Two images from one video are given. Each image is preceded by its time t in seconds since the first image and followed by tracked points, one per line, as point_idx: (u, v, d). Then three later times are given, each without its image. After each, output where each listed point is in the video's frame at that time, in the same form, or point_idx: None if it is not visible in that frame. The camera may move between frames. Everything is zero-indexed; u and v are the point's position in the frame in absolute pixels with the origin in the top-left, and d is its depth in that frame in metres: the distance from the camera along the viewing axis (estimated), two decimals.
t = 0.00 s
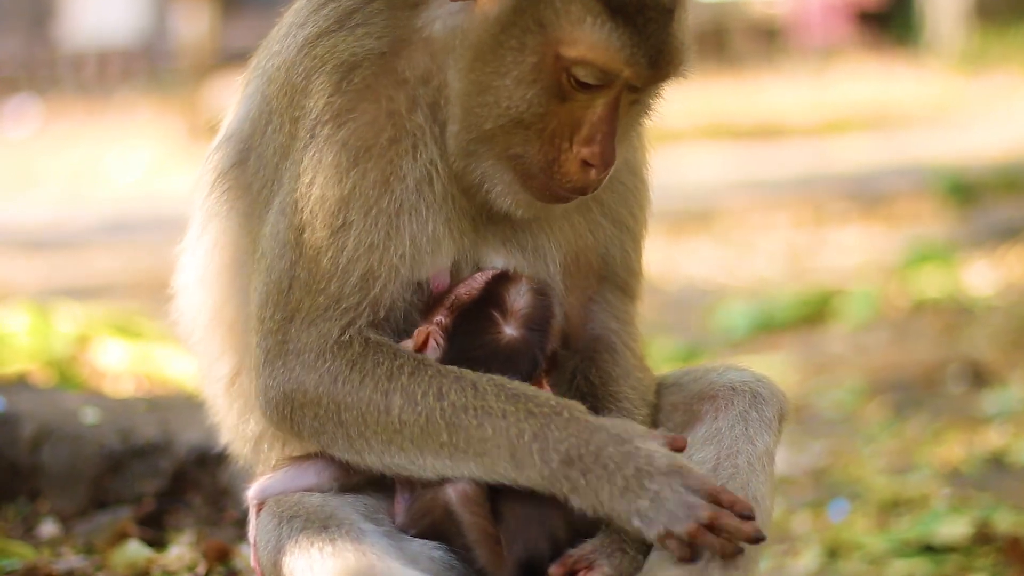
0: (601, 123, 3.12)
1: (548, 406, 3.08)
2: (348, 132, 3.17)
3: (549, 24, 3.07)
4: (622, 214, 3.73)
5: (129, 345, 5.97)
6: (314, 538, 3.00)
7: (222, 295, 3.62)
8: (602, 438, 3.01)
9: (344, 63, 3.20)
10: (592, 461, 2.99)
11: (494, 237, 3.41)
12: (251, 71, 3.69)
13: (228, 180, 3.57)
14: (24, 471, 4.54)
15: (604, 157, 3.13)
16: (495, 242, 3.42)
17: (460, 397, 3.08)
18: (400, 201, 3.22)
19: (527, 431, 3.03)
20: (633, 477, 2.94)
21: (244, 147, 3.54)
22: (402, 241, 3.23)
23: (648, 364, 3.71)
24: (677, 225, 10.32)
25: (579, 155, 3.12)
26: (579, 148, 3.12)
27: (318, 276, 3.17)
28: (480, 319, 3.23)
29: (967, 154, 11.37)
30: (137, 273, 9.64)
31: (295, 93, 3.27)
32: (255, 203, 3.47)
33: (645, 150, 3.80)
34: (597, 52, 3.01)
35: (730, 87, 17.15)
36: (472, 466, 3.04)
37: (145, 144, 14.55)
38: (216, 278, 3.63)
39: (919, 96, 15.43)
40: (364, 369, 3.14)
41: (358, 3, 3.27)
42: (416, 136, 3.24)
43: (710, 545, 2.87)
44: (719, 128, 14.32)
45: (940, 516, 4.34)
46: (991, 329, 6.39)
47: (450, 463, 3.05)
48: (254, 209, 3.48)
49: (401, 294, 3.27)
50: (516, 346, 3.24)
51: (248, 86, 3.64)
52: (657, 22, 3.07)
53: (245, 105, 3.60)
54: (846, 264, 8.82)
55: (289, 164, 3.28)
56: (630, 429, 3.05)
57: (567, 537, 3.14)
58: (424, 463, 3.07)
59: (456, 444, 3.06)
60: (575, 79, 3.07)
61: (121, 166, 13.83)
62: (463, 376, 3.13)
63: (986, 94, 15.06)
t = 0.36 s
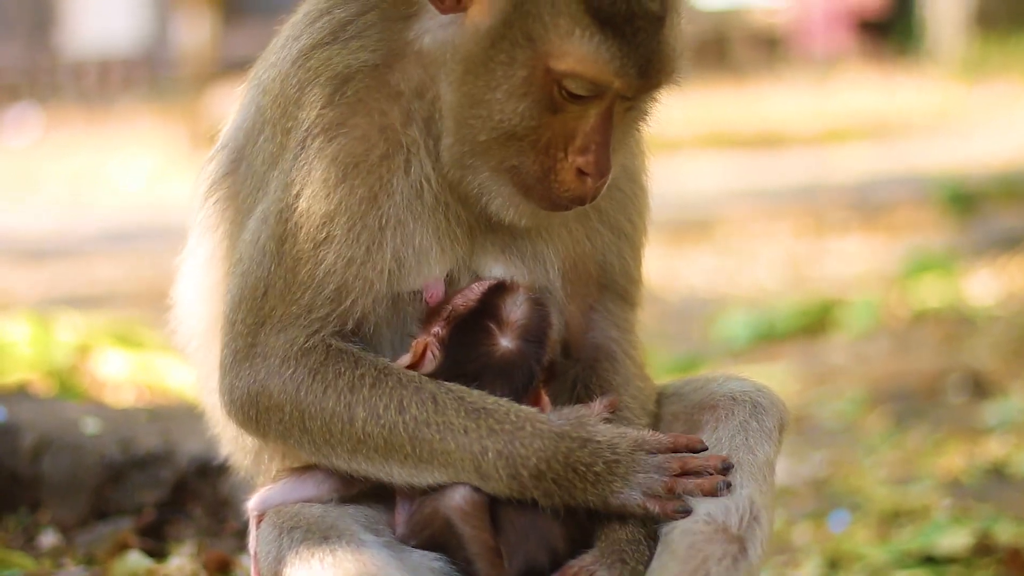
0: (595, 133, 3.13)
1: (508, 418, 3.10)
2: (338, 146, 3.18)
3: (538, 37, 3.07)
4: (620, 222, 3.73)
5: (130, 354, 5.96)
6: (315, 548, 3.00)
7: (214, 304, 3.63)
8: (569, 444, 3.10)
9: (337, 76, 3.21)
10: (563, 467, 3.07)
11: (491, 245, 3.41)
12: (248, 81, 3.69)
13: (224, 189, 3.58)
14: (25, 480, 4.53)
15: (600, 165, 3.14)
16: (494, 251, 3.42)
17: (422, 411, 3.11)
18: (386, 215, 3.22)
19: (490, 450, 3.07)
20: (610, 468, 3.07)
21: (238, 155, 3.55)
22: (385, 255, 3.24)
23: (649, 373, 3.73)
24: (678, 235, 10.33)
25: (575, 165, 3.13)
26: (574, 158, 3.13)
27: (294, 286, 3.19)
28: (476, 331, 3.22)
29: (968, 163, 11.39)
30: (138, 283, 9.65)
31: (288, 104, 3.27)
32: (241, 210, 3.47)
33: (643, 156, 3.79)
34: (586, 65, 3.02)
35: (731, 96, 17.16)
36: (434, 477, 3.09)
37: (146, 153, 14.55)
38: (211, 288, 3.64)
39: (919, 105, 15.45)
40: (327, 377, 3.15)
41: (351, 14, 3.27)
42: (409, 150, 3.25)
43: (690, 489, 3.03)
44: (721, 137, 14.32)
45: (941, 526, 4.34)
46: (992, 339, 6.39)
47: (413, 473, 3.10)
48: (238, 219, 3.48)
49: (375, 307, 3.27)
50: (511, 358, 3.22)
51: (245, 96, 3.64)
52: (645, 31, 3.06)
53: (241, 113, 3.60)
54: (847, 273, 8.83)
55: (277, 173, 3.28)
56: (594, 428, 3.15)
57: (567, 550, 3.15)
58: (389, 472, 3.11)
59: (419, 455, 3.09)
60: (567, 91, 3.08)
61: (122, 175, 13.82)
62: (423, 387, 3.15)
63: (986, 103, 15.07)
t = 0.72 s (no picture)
0: (603, 225, 3.16)
1: (505, 502, 3.17)
2: (344, 240, 3.24)
3: (547, 132, 3.12)
4: (627, 309, 3.78)
5: (131, 440, 5.97)
6: None
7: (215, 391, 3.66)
8: (565, 528, 3.17)
9: (345, 168, 3.28)
10: (561, 552, 3.15)
11: (497, 335, 3.47)
12: (254, 167, 3.77)
13: (228, 277, 3.63)
14: (27, 566, 4.43)
15: (607, 258, 3.18)
16: (500, 340, 3.48)
17: (419, 497, 3.15)
18: (391, 308, 3.28)
19: (488, 533, 3.13)
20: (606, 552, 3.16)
21: (243, 242, 3.60)
22: (388, 347, 3.29)
23: (653, 461, 3.81)
24: (681, 319, 10.38)
25: (582, 258, 3.17)
26: (581, 251, 3.17)
27: (297, 376, 3.24)
28: (475, 421, 3.30)
29: (970, 247, 11.43)
30: (141, 366, 9.69)
31: (296, 196, 3.34)
32: (244, 296, 3.51)
33: (649, 244, 3.83)
34: (596, 161, 3.06)
35: (732, 181, 17.32)
36: (433, 562, 3.14)
37: (150, 237, 14.65)
38: (213, 376, 3.67)
39: (920, 189, 15.55)
40: (326, 463, 3.19)
41: (358, 106, 3.34)
42: (415, 243, 3.30)
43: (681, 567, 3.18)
44: (723, 221, 14.43)
45: None
46: (994, 424, 6.39)
47: (412, 558, 3.14)
48: (238, 307, 3.54)
49: (378, 397, 3.33)
50: (508, 449, 3.31)
51: (250, 183, 3.70)
52: (653, 124, 3.09)
53: (247, 199, 3.65)
54: (849, 358, 8.85)
55: (282, 263, 3.33)
56: (591, 510, 3.23)
57: None
58: (387, 559, 3.15)
59: (418, 541, 3.13)
60: (575, 184, 3.12)
61: (125, 259, 13.88)
62: (422, 473, 3.20)
63: (987, 186, 15.15)
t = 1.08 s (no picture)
0: (602, 282, 3.21)
1: (538, 565, 3.17)
2: (348, 282, 3.25)
3: (548, 191, 3.15)
4: (627, 364, 3.82)
5: (134, 493, 5.96)
6: None
7: (223, 445, 3.68)
8: None
9: (345, 211, 3.30)
10: None
11: (498, 387, 3.51)
12: (258, 222, 3.82)
13: (235, 330, 3.68)
14: None
15: (606, 314, 3.22)
16: (502, 391, 3.52)
17: (450, 559, 3.16)
18: (397, 353, 3.28)
19: None
20: None
21: (251, 296, 3.65)
22: (396, 394, 3.29)
23: (656, 515, 3.85)
24: (684, 373, 10.40)
25: (582, 312, 3.21)
26: (581, 306, 3.21)
27: (312, 426, 3.23)
28: (500, 474, 3.42)
29: (974, 300, 11.47)
30: (146, 420, 9.68)
31: (297, 242, 3.38)
32: (255, 351, 3.56)
33: (650, 300, 3.88)
34: (595, 220, 3.11)
35: (734, 235, 17.41)
36: None
37: (154, 289, 14.70)
38: (219, 430, 3.70)
39: (923, 242, 15.59)
40: (350, 524, 3.19)
41: (359, 153, 3.39)
42: (418, 289, 3.31)
43: None
44: (726, 274, 14.49)
45: None
46: (997, 477, 6.38)
47: None
48: (251, 361, 3.58)
49: (392, 446, 3.33)
50: (534, 500, 3.42)
51: (255, 237, 3.75)
52: (653, 183, 3.15)
53: (251, 256, 3.71)
54: (852, 411, 8.85)
55: (288, 313, 3.36)
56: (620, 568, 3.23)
57: None
58: None
59: None
60: (575, 243, 3.16)
61: (128, 312, 13.91)
62: (450, 535, 3.20)
63: (989, 239, 15.20)
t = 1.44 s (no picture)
0: (609, 311, 3.25)
1: None
2: (354, 315, 3.26)
3: (557, 221, 3.19)
4: (629, 391, 3.85)
5: (134, 518, 5.97)
6: None
7: (223, 473, 3.70)
8: None
9: (351, 243, 3.32)
10: None
11: (501, 415, 3.54)
12: (261, 251, 3.84)
13: (238, 360, 3.69)
14: None
15: (613, 342, 3.27)
16: (503, 419, 3.54)
17: None
18: (402, 385, 3.30)
19: None
20: None
21: (253, 325, 3.67)
22: (401, 425, 3.31)
23: (657, 539, 3.86)
24: (685, 398, 10.40)
25: (590, 342, 3.25)
26: (589, 336, 3.25)
27: (314, 456, 3.24)
28: (491, 501, 3.45)
29: (975, 325, 11.47)
30: (147, 445, 9.69)
31: (303, 275, 3.38)
32: (257, 380, 3.57)
33: (653, 326, 3.92)
34: (606, 251, 3.14)
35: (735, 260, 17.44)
36: None
37: (155, 314, 14.73)
38: (221, 459, 3.71)
39: (923, 268, 15.61)
40: (344, 554, 3.19)
41: (364, 185, 3.41)
42: (426, 321, 3.34)
43: None
44: (726, 300, 14.51)
45: None
46: (999, 501, 6.38)
47: None
48: (253, 389, 3.58)
49: (391, 477, 3.33)
50: (525, 528, 3.46)
51: (258, 266, 3.77)
52: (661, 213, 3.18)
53: (253, 285, 3.74)
54: (854, 436, 8.86)
55: (292, 343, 3.37)
56: None
57: None
58: None
59: None
60: (584, 271, 3.20)
61: (130, 337, 13.92)
62: (441, 564, 3.20)
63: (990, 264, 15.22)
